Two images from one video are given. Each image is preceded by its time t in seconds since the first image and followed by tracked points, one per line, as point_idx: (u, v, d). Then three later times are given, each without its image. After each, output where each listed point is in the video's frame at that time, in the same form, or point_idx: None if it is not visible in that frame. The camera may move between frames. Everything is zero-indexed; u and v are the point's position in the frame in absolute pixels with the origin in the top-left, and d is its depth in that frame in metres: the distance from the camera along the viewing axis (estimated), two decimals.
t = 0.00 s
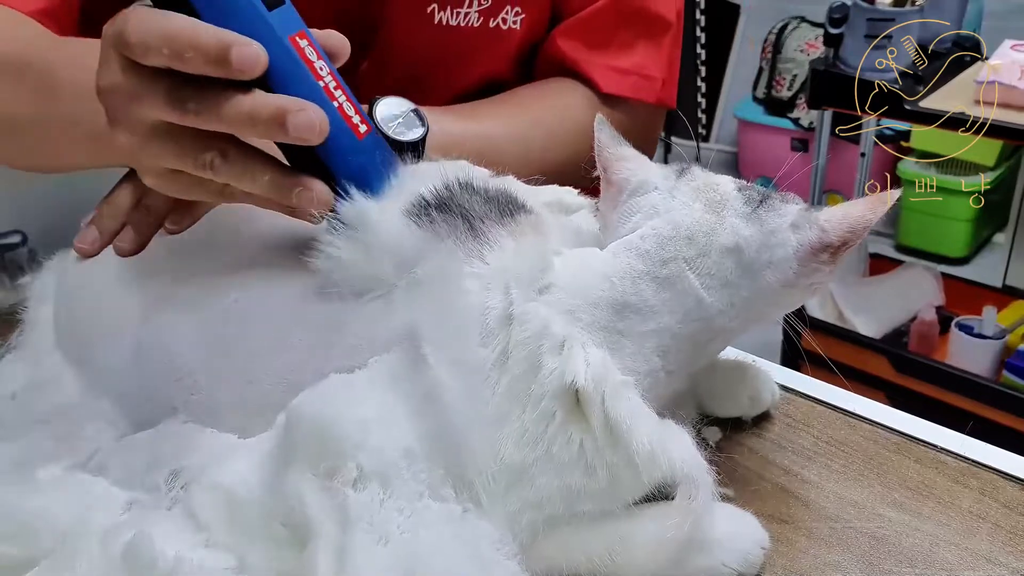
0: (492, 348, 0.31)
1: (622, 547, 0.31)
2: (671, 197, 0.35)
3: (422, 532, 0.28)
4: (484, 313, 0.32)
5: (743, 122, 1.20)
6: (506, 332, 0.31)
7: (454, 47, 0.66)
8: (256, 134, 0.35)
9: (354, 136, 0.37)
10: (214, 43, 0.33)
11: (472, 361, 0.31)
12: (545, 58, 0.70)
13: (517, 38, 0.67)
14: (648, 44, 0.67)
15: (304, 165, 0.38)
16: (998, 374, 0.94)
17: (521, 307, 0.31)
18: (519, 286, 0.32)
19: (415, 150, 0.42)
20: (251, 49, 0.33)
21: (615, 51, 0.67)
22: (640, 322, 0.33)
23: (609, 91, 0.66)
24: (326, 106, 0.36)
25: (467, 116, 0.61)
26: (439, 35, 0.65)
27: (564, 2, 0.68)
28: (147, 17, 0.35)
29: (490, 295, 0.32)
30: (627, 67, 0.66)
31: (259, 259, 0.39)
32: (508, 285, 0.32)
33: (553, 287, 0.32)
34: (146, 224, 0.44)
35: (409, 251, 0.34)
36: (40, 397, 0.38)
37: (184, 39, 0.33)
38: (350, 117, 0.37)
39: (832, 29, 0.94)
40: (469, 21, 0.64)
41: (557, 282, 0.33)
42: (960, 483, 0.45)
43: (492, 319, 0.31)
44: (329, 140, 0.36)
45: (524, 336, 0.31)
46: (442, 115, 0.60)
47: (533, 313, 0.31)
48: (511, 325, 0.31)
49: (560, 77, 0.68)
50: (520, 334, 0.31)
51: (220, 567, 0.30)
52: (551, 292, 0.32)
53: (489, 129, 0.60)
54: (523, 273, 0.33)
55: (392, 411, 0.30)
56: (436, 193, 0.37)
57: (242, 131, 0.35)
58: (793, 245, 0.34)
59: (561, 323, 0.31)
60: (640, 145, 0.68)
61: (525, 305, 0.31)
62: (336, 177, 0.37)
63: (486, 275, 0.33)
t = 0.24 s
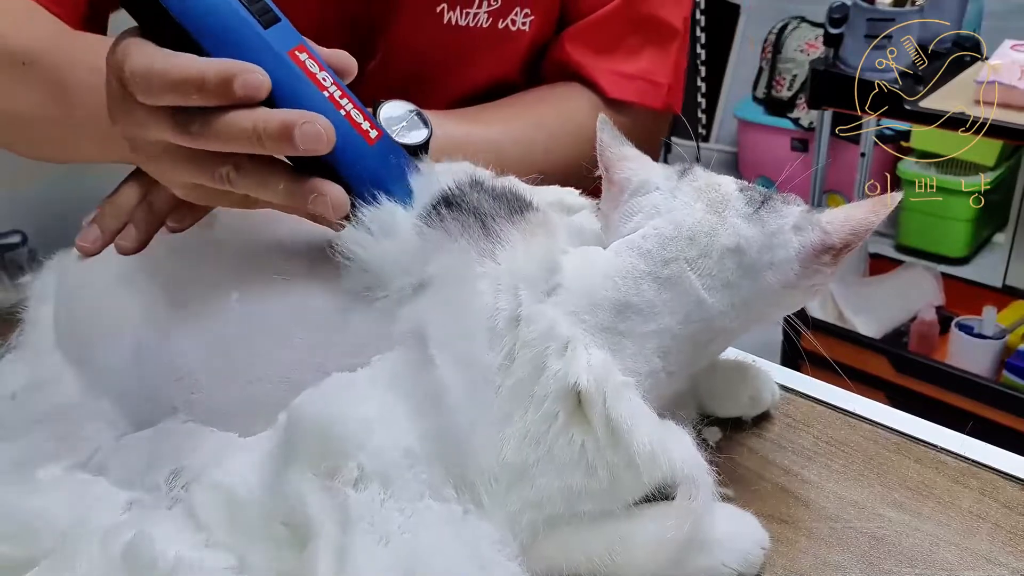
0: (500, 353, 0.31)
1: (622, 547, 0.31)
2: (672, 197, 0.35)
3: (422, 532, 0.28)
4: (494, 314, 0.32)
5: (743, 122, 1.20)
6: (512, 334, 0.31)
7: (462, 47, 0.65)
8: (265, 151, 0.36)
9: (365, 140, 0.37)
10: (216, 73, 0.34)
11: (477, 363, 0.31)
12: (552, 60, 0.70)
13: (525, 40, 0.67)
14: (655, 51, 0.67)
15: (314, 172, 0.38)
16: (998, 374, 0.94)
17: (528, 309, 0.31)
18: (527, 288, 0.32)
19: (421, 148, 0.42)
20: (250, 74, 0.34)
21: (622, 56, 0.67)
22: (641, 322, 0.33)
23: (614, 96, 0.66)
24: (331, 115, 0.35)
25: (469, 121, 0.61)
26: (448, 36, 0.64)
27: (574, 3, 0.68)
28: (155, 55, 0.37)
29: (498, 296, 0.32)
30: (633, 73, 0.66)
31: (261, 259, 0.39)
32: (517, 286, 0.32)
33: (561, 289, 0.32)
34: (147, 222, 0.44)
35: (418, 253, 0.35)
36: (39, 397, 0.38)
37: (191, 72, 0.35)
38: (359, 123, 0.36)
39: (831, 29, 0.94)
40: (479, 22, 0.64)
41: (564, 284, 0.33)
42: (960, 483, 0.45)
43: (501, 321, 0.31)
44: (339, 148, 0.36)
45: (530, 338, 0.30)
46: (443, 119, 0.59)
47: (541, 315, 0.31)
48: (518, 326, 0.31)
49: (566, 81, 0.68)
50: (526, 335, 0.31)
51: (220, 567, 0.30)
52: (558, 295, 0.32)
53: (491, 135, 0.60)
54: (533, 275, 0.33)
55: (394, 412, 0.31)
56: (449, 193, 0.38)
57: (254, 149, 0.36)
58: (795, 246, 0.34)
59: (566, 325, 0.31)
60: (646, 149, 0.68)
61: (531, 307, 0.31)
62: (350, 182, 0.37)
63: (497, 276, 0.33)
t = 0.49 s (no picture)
0: (507, 358, 0.31)
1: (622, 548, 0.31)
2: (675, 197, 0.35)
3: (423, 533, 0.28)
4: (503, 319, 0.31)
5: (743, 122, 1.20)
6: (521, 339, 0.31)
7: (465, 45, 0.65)
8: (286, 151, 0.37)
9: (388, 135, 0.37)
10: (234, 75, 0.35)
11: (483, 365, 0.31)
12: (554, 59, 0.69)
13: (529, 39, 0.67)
14: (657, 51, 0.67)
15: (337, 167, 0.38)
16: (998, 374, 0.94)
17: (536, 313, 0.31)
18: (537, 291, 0.32)
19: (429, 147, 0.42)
20: (269, 75, 0.34)
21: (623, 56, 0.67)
22: (643, 323, 0.33)
23: (616, 96, 0.66)
24: (351, 111, 0.36)
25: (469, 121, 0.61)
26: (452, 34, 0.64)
27: (575, 2, 0.67)
28: (168, 55, 0.37)
29: (503, 298, 0.32)
30: (634, 73, 0.66)
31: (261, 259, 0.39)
32: (528, 289, 0.32)
33: (571, 292, 0.32)
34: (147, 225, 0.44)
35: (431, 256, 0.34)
36: (40, 397, 0.38)
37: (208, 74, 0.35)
38: (381, 117, 0.37)
39: (832, 29, 0.94)
40: (482, 20, 0.64)
41: (573, 287, 0.33)
42: (960, 483, 0.45)
43: (510, 326, 0.31)
44: (362, 142, 0.36)
45: (538, 341, 0.31)
46: (444, 120, 0.59)
47: (549, 319, 0.31)
48: (525, 330, 0.31)
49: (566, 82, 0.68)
50: (532, 339, 0.31)
51: (220, 567, 0.30)
52: (566, 298, 0.32)
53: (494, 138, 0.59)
54: (545, 279, 0.32)
55: (396, 412, 0.31)
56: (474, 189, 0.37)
57: (274, 151, 0.37)
58: (796, 248, 0.34)
59: (572, 327, 0.31)
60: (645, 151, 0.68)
61: (540, 310, 0.31)
62: (372, 176, 0.37)
63: (509, 280, 0.32)
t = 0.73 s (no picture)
0: (514, 363, 0.31)
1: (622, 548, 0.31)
2: (678, 197, 0.35)
3: (424, 533, 0.28)
4: (513, 325, 0.31)
5: (743, 122, 1.20)
6: (529, 343, 0.31)
7: (465, 43, 0.65)
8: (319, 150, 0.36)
9: (422, 130, 0.36)
10: (263, 73, 0.34)
11: (486, 366, 0.31)
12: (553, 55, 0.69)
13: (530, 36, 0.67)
14: (657, 48, 0.67)
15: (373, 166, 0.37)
16: (998, 374, 0.94)
17: (546, 317, 0.31)
18: (548, 296, 0.32)
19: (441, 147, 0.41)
20: (301, 73, 0.34)
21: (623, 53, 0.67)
22: (645, 322, 0.33)
23: (616, 94, 0.66)
24: (384, 106, 0.35)
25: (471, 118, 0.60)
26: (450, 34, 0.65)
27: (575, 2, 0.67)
28: (197, 54, 0.37)
29: (508, 303, 0.32)
30: (634, 70, 0.66)
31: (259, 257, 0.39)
32: (539, 296, 0.32)
33: (582, 297, 0.32)
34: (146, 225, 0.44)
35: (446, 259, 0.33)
36: (39, 397, 0.38)
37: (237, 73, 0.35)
38: (414, 112, 0.36)
39: (832, 29, 0.94)
40: (481, 17, 0.64)
41: (584, 290, 0.32)
42: (961, 483, 0.45)
43: (517, 333, 0.31)
44: (396, 138, 0.35)
45: (546, 345, 0.30)
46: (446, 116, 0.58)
47: (559, 324, 0.31)
48: (533, 336, 0.31)
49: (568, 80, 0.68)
50: (539, 344, 0.31)
51: (220, 567, 0.30)
52: (578, 303, 0.32)
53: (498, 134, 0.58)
54: (554, 284, 0.32)
55: (398, 411, 0.30)
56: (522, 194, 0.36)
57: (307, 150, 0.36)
58: (796, 251, 0.34)
59: (576, 329, 0.31)
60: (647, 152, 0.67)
61: (550, 315, 0.31)
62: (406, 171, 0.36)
63: (523, 286, 0.32)
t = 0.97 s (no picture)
0: (520, 371, 0.31)
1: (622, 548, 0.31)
2: (683, 194, 0.35)
3: (425, 533, 0.28)
4: (523, 333, 0.31)
5: (743, 122, 1.20)
6: (537, 350, 0.31)
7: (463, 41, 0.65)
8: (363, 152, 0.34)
9: (468, 130, 0.35)
10: (306, 71, 0.32)
11: (492, 369, 0.31)
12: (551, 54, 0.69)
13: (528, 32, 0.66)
14: (654, 43, 0.67)
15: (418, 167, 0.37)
16: (999, 374, 0.94)
17: (557, 325, 0.31)
18: (561, 306, 0.32)
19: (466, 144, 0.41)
20: (349, 74, 0.32)
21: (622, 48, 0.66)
22: (651, 320, 0.33)
23: (615, 89, 0.66)
24: (430, 106, 0.34)
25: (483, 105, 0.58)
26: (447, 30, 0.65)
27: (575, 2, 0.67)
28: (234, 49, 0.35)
29: (517, 311, 0.32)
30: (634, 65, 0.66)
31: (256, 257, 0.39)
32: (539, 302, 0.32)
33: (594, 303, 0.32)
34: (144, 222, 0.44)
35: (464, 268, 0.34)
36: (40, 397, 0.38)
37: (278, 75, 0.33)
38: (459, 112, 0.35)
39: (832, 29, 0.94)
40: (479, 13, 0.65)
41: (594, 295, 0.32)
42: (961, 483, 0.45)
43: (525, 344, 0.31)
44: (443, 139, 0.35)
45: (555, 350, 0.31)
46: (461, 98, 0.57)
47: (573, 332, 0.31)
48: (543, 343, 0.31)
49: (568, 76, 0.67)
50: (549, 348, 0.31)
51: (221, 567, 0.30)
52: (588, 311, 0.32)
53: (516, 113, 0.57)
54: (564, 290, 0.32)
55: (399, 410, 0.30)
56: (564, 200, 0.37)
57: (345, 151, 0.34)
58: (798, 253, 0.34)
59: (586, 333, 0.31)
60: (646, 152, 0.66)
61: (562, 323, 0.31)
62: (448, 172, 0.35)
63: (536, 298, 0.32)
